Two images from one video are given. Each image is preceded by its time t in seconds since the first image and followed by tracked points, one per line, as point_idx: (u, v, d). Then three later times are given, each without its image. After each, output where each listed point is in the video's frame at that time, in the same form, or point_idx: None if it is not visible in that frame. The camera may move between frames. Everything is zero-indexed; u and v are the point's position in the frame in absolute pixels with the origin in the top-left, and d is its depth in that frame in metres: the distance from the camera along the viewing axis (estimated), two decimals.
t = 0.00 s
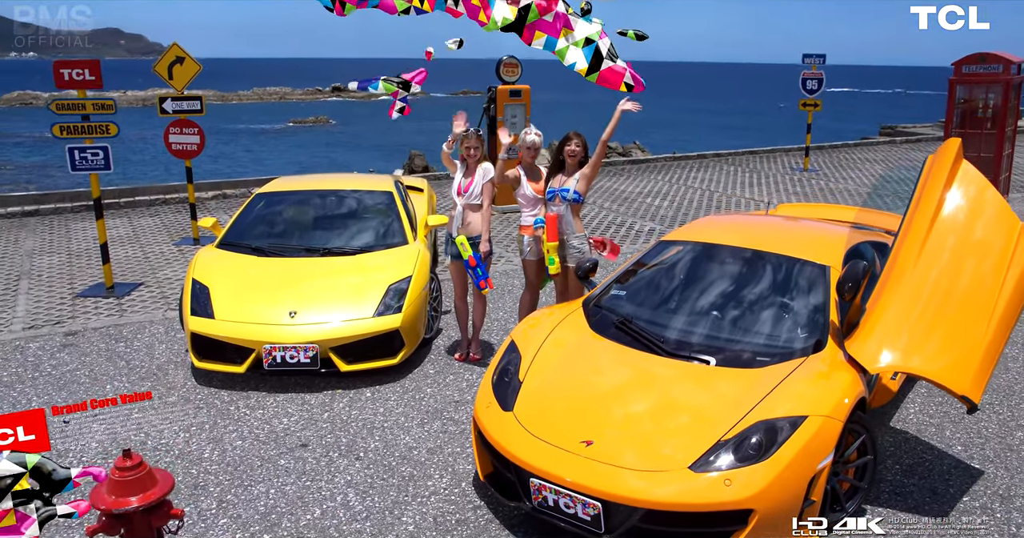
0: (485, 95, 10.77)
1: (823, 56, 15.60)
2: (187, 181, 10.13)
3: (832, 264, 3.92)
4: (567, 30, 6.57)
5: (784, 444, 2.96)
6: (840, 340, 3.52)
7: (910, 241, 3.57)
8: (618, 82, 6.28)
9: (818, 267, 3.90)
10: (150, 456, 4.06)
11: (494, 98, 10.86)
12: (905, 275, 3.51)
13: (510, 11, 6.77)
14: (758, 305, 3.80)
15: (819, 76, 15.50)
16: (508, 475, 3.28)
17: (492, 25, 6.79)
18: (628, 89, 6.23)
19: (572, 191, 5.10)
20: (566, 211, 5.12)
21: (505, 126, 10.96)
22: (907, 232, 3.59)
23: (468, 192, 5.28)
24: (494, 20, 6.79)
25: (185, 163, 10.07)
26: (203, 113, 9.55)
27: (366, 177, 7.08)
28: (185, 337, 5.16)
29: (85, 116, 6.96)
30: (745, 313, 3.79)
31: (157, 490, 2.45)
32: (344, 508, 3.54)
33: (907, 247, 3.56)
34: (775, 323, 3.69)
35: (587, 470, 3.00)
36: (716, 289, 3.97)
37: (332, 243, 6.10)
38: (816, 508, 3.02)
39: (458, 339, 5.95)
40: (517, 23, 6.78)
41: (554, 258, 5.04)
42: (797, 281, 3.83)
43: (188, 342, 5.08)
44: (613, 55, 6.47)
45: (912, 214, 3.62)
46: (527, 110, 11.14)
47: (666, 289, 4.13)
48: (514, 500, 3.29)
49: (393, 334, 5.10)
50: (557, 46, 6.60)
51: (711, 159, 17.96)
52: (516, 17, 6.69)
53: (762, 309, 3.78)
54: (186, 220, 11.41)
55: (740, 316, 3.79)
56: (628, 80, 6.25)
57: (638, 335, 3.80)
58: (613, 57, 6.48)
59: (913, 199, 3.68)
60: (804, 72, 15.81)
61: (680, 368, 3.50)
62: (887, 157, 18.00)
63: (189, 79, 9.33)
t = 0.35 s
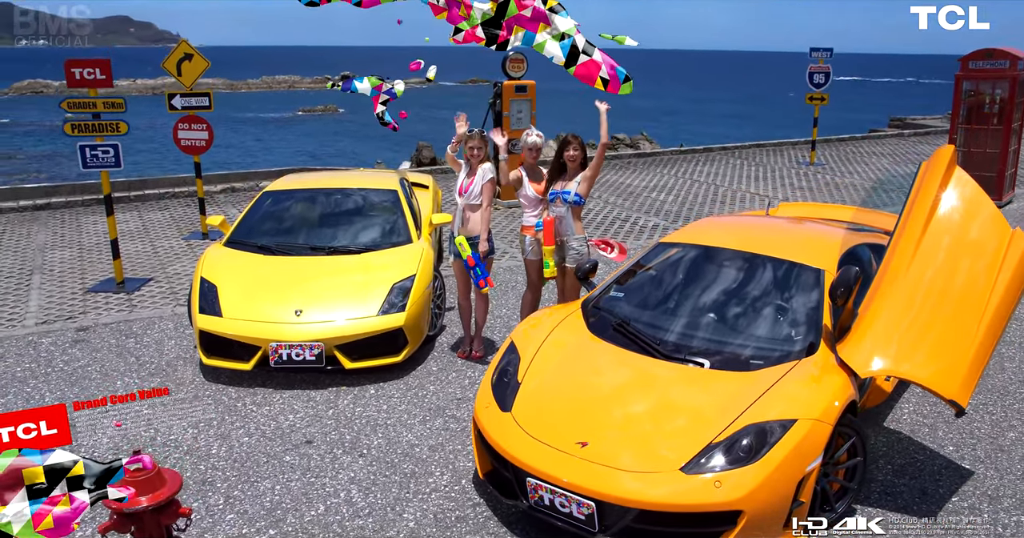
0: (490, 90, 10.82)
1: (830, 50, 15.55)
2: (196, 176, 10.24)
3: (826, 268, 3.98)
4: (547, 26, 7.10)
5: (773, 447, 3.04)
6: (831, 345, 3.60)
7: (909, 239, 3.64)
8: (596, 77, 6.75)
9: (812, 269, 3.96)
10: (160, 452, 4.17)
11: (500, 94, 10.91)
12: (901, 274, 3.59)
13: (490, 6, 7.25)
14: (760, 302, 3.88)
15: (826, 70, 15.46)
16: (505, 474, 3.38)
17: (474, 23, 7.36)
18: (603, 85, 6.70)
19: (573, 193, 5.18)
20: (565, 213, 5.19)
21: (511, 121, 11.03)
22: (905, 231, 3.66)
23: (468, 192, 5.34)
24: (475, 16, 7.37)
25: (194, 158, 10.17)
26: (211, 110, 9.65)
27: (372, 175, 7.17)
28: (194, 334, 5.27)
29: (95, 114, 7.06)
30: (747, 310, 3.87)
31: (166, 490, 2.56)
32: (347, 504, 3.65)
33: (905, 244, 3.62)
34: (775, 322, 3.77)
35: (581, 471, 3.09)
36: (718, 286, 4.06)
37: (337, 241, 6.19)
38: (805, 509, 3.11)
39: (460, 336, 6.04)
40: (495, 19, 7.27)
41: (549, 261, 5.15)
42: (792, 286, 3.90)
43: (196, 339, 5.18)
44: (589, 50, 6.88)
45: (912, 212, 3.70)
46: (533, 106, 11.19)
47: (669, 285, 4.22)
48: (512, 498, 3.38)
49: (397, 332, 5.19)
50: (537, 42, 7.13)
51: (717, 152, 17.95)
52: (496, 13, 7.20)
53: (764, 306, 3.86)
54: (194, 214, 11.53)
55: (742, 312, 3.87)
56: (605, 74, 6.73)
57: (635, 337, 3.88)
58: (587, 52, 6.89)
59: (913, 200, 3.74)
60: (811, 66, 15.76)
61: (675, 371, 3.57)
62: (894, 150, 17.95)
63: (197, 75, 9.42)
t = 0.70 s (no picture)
0: (496, 86, 10.86)
1: (836, 45, 15.51)
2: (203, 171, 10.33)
3: (821, 271, 4.03)
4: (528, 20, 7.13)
5: (765, 449, 3.11)
6: (823, 348, 3.66)
7: (902, 245, 3.71)
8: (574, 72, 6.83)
9: (806, 272, 4.02)
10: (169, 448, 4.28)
11: (505, 89, 10.95)
12: (895, 278, 3.65)
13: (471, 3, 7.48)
14: (756, 304, 3.94)
15: (832, 64, 15.42)
16: (504, 471, 3.46)
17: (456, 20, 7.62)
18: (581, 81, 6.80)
19: (579, 199, 5.21)
20: (569, 219, 5.22)
21: (516, 116, 11.08)
22: (900, 236, 3.72)
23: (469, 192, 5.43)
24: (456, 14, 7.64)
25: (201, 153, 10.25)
26: (219, 105, 9.72)
27: (377, 172, 7.25)
28: (201, 331, 5.37)
29: (104, 112, 7.15)
30: (742, 311, 3.93)
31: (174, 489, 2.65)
32: (350, 500, 3.75)
33: (899, 250, 3.69)
34: (769, 324, 3.84)
35: (577, 470, 3.17)
36: (721, 282, 4.13)
37: (342, 238, 6.27)
38: (796, 509, 3.18)
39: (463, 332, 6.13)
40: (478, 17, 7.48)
41: (548, 263, 5.19)
42: (786, 288, 3.96)
43: (204, 335, 5.29)
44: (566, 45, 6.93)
45: (906, 216, 3.76)
46: (538, 101, 11.23)
47: (671, 281, 4.29)
48: (510, 494, 3.47)
49: (400, 329, 5.27)
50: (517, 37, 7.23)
51: (723, 146, 17.95)
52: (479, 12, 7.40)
53: (759, 309, 3.92)
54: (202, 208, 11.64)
55: (736, 314, 3.94)
56: (582, 70, 6.81)
57: (632, 338, 3.95)
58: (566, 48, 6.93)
59: (906, 204, 3.81)
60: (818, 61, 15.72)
61: (671, 372, 3.65)
62: (901, 144, 17.89)
63: (204, 71, 9.48)
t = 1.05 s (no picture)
0: (501, 81, 10.91)
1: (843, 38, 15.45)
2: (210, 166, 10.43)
3: (816, 273, 4.10)
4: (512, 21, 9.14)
5: (757, 450, 3.20)
6: (817, 350, 3.74)
7: (897, 248, 3.77)
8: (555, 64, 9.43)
9: (801, 274, 4.08)
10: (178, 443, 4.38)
11: (510, 84, 10.99)
12: (890, 280, 3.72)
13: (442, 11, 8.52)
14: (751, 306, 4.01)
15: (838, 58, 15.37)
16: (503, 469, 3.55)
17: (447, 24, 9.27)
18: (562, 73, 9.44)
19: (577, 202, 5.39)
20: (568, 223, 5.39)
21: (521, 111, 11.13)
22: (895, 239, 3.79)
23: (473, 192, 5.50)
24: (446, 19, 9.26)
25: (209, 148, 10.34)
26: (226, 101, 9.81)
27: (382, 169, 7.33)
28: (209, 327, 5.48)
29: (113, 109, 7.24)
30: (737, 313, 4.01)
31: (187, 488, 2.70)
32: (354, 495, 3.85)
33: (893, 252, 3.75)
34: (764, 326, 3.91)
35: (573, 469, 3.26)
36: (721, 281, 4.21)
37: (346, 235, 6.35)
38: (786, 509, 3.27)
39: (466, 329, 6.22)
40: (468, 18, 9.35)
41: (548, 264, 5.31)
42: (781, 290, 4.03)
43: (212, 332, 5.39)
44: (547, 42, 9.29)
45: (900, 220, 3.83)
46: (543, 96, 11.27)
47: (668, 282, 4.37)
48: (509, 491, 3.57)
49: (404, 327, 5.36)
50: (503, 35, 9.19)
51: (729, 139, 17.94)
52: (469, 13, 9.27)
53: (754, 311, 3.99)
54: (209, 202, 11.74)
55: (732, 316, 4.01)
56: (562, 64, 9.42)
57: (629, 339, 4.03)
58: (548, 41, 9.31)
59: (902, 207, 3.87)
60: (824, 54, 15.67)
61: (667, 373, 3.73)
62: (908, 138, 17.84)
63: (211, 68, 9.56)
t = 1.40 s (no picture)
0: (506, 77, 10.95)
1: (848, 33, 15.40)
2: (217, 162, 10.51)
3: (812, 275, 4.15)
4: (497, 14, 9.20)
5: (751, 451, 3.27)
6: (812, 353, 3.80)
7: (892, 251, 3.83)
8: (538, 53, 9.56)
9: (797, 276, 4.14)
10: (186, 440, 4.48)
11: (514, 81, 11.03)
12: (884, 284, 3.78)
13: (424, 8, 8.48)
14: (747, 309, 4.07)
15: (844, 53, 15.33)
16: (503, 468, 3.64)
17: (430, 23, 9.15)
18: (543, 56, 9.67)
19: (570, 196, 5.42)
20: (563, 216, 5.42)
21: (525, 107, 11.17)
22: (890, 242, 3.85)
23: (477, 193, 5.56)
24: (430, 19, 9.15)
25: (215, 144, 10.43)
26: (233, 98, 9.88)
27: (386, 167, 7.40)
28: (217, 325, 5.57)
29: (122, 108, 7.33)
30: (734, 315, 4.07)
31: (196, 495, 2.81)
32: (358, 492, 3.94)
33: (888, 256, 3.81)
34: (760, 328, 3.97)
35: (571, 469, 3.34)
36: (718, 284, 4.26)
37: (351, 233, 6.43)
38: (780, 508, 3.34)
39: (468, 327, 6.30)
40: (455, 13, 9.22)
41: (551, 260, 5.37)
42: (777, 293, 4.09)
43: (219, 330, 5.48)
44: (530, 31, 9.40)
45: (895, 223, 3.89)
46: (547, 92, 11.31)
47: (667, 284, 4.43)
48: (509, 489, 3.65)
49: (408, 325, 5.44)
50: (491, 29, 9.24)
51: (734, 134, 17.92)
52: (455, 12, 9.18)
53: (751, 313, 4.05)
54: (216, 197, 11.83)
55: (729, 318, 4.07)
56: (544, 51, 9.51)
57: (628, 340, 4.10)
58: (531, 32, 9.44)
59: (896, 210, 3.92)
60: (829, 49, 15.62)
61: (664, 374, 3.79)
62: (914, 133, 17.79)
63: (218, 65, 9.63)
